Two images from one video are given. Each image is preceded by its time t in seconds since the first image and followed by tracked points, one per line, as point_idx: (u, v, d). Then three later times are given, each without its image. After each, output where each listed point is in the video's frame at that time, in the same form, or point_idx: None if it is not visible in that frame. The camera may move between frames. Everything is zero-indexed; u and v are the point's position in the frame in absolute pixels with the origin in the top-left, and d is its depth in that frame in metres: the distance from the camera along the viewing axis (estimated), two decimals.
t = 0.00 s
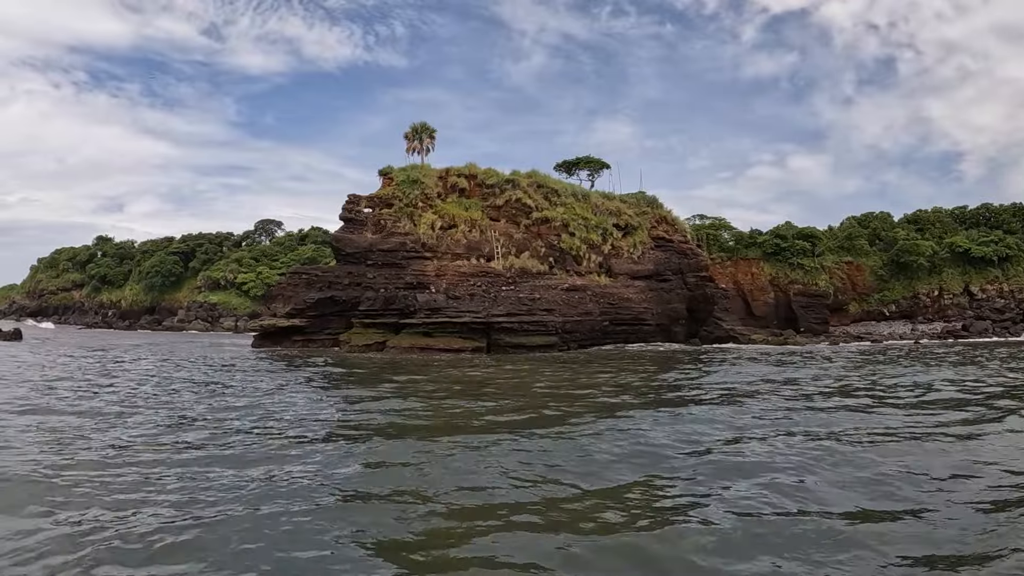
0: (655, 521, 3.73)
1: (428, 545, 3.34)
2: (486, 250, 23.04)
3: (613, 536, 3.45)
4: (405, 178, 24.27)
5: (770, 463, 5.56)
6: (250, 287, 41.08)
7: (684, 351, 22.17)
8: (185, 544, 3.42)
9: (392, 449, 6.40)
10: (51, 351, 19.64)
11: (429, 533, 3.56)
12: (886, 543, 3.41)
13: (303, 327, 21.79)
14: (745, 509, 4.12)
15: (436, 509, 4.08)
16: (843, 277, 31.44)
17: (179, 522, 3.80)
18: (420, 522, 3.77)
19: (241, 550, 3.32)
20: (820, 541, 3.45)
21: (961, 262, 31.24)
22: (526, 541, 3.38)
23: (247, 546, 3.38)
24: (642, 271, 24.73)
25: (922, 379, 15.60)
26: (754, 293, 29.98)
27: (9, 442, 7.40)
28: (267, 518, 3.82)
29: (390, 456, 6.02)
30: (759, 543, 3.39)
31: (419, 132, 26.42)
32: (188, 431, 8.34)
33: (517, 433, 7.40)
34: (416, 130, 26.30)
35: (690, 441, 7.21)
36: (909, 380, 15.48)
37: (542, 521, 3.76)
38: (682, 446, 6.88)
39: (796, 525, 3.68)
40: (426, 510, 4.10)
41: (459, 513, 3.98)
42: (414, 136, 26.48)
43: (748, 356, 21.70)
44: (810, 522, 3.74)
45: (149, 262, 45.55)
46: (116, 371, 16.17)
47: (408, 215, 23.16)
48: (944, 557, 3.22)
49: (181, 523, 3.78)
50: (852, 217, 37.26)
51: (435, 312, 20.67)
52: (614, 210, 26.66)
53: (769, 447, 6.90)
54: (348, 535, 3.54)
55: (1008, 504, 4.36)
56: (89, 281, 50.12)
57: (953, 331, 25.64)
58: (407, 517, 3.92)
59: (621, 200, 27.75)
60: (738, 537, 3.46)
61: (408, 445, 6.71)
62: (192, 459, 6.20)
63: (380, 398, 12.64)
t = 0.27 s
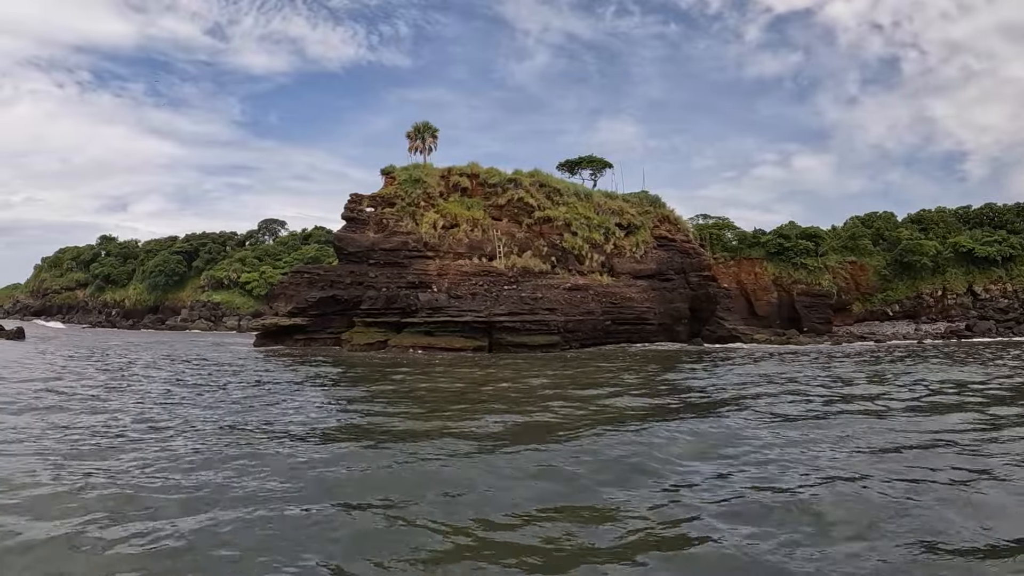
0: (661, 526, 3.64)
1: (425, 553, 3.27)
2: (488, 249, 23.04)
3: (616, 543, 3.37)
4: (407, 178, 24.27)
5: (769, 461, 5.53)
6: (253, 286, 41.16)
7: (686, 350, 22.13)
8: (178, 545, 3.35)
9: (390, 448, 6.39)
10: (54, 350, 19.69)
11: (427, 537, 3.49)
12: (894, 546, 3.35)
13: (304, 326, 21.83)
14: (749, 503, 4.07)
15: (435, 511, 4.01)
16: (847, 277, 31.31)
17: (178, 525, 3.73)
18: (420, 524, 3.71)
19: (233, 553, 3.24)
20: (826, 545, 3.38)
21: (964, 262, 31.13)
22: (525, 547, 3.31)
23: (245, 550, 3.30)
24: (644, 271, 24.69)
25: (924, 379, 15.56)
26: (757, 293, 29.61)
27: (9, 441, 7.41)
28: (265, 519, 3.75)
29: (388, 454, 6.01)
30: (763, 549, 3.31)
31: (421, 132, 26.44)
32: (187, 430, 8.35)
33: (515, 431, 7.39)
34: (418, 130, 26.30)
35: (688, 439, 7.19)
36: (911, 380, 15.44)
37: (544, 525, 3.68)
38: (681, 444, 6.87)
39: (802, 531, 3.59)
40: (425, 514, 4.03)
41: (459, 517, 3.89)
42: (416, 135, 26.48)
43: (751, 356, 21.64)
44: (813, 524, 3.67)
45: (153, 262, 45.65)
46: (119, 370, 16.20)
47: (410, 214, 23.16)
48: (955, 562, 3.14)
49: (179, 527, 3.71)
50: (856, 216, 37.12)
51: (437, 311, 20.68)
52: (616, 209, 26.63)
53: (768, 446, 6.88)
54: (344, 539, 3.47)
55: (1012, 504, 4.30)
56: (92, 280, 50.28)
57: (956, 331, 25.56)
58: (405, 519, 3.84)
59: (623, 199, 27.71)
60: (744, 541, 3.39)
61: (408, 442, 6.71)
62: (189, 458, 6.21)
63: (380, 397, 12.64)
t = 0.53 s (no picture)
0: (656, 531, 3.56)
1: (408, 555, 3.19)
2: (489, 249, 23.03)
3: (609, 551, 3.28)
4: (408, 178, 24.28)
5: (766, 462, 5.47)
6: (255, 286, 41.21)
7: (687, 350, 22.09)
8: (169, 546, 3.28)
9: (385, 448, 6.38)
10: (56, 350, 19.75)
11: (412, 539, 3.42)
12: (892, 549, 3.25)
13: (305, 326, 21.84)
14: (742, 503, 4.03)
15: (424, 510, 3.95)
16: (849, 277, 31.21)
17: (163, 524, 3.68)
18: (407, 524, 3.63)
19: (223, 554, 3.16)
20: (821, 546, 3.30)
21: (967, 262, 31.01)
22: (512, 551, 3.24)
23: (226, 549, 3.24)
24: (646, 271, 24.64)
25: (926, 379, 15.49)
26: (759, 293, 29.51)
27: (6, 441, 7.43)
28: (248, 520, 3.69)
29: (384, 454, 5.99)
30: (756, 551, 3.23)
31: (423, 132, 26.46)
32: (185, 430, 8.36)
33: (512, 432, 7.37)
34: (420, 130, 26.30)
35: (685, 439, 7.17)
36: (913, 380, 15.38)
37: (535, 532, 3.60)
38: (678, 444, 6.85)
39: (799, 534, 3.50)
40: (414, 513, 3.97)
41: (448, 517, 3.82)
42: (418, 135, 26.49)
43: (752, 356, 21.59)
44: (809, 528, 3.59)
45: (155, 262, 45.74)
46: (120, 371, 16.22)
47: (411, 214, 23.17)
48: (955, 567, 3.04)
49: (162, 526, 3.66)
50: (858, 216, 37.01)
51: (437, 311, 20.69)
52: (618, 209, 26.59)
53: (765, 447, 6.85)
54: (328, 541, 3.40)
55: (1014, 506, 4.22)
56: (96, 281, 50.46)
57: (959, 331, 25.46)
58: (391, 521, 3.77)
59: (625, 199, 27.66)
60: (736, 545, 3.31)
61: (405, 443, 6.70)
62: (184, 458, 6.21)
63: (380, 397, 12.63)
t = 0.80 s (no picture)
0: (678, 524, 3.47)
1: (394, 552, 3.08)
2: (491, 250, 23.02)
3: (602, 546, 3.16)
4: (410, 178, 24.26)
5: (764, 462, 5.41)
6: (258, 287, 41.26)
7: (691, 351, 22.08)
8: (185, 542, 3.20)
9: (384, 448, 6.38)
10: (59, 351, 19.79)
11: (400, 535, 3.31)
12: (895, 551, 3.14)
13: (307, 327, 21.85)
14: (750, 504, 3.96)
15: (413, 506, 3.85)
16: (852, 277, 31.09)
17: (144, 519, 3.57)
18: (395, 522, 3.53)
19: (238, 552, 3.07)
20: (821, 545, 3.18)
21: (971, 262, 30.90)
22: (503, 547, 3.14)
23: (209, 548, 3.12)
24: (648, 271, 24.58)
25: (930, 379, 15.44)
26: (762, 293, 29.42)
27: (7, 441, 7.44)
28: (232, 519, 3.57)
29: (383, 454, 5.97)
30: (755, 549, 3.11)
31: (425, 133, 26.45)
32: (186, 430, 8.37)
33: (515, 433, 7.29)
34: (422, 130, 26.29)
35: (685, 440, 7.15)
36: (917, 380, 15.31)
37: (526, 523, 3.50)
38: (679, 444, 6.83)
39: (829, 532, 3.38)
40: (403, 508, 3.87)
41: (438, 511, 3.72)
42: (419, 135, 26.47)
43: (755, 356, 21.56)
44: (808, 524, 3.49)
45: (158, 262, 45.81)
46: (123, 371, 16.24)
47: (413, 215, 23.15)
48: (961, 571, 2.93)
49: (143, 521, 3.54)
50: (862, 216, 36.89)
51: (439, 312, 20.70)
52: (620, 209, 26.53)
53: (766, 448, 6.81)
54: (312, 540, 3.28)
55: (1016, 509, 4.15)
56: (99, 280, 50.57)
57: (962, 331, 25.39)
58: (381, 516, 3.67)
59: (627, 199, 27.60)
60: (733, 542, 3.20)
61: (404, 443, 6.67)
62: (183, 459, 6.20)
63: (382, 398, 12.61)
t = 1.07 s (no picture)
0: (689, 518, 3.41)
1: (374, 549, 2.96)
2: (493, 250, 23.00)
3: (614, 538, 3.09)
4: (412, 178, 24.27)
5: (762, 464, 5.34)
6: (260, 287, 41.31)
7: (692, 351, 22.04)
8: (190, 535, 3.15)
9: (381, 449, 6.37)
10: (61, 351, 19.82)
11: (381, 533, 3.20)
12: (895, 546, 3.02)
13: (308, 327, 21.86)
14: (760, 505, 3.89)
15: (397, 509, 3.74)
16: (855, 277, 31.00)
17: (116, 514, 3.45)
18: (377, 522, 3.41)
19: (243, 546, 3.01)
20: (838, 540, 3.11)
21: (974, 262, 30.78)
22: (489, 544, 3.02)
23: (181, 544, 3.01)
24: (650, 271, 24.53)
25: (932, 379, 15.38)
26: (764, 293, 29.35)
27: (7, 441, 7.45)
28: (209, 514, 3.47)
29: (381, 455, 5.96)
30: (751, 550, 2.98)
31: (427, 133, 26.44)
32: (185, 430, 8.39)
33: (514, 434, 7.28)
34: (423, 130, 26.31)
35: (684, 440, 7.14)
36: (919, 380, 15.26)
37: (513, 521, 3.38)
38: (678, 445, 6.81)
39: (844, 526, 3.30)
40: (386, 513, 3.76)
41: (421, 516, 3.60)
42: (421, 136, 26.48)
43: (757, 356, 21.51)
44: (804, 521, 3.37)
45: (161, 262, 45.90)
46: (124, 370, 16.25)
47: (415, 215, 23.15)
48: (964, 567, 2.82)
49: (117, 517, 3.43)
50: (864, 215, 36.77)
51: (440, 312, 20.70)
52: (622, 209, 26.49)
53: (764, 448, 6.79)
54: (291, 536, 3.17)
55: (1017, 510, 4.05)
56: (102, 280, 50.68)
57: (966, 331, 25.29)
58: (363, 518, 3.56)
59: (629, 199, 27.55)
60: (727, 541, 3.09)
61: (403, 445, 6.64)
62: (181, 459, 6.20)
63: (382, 398, 12.60)
